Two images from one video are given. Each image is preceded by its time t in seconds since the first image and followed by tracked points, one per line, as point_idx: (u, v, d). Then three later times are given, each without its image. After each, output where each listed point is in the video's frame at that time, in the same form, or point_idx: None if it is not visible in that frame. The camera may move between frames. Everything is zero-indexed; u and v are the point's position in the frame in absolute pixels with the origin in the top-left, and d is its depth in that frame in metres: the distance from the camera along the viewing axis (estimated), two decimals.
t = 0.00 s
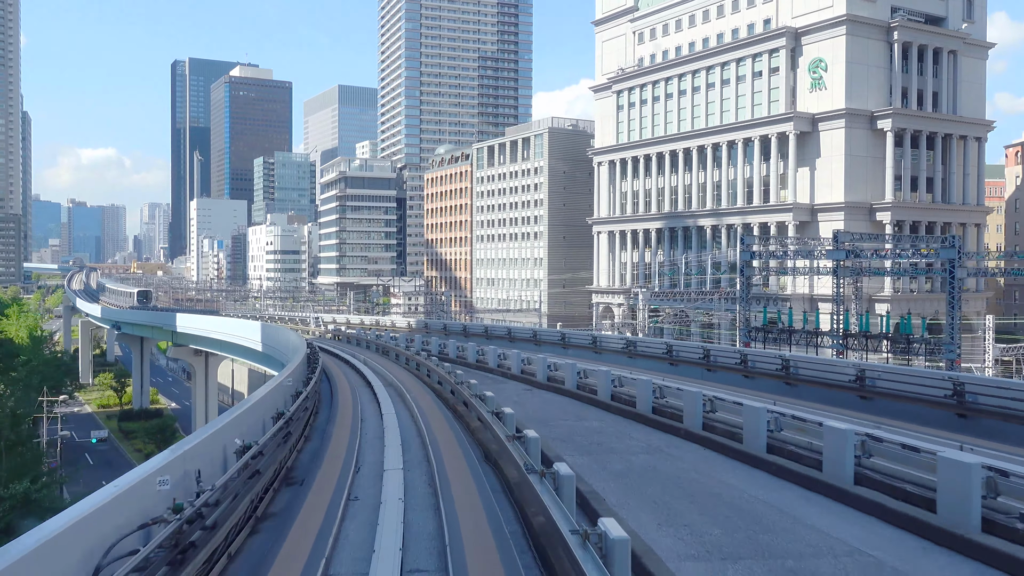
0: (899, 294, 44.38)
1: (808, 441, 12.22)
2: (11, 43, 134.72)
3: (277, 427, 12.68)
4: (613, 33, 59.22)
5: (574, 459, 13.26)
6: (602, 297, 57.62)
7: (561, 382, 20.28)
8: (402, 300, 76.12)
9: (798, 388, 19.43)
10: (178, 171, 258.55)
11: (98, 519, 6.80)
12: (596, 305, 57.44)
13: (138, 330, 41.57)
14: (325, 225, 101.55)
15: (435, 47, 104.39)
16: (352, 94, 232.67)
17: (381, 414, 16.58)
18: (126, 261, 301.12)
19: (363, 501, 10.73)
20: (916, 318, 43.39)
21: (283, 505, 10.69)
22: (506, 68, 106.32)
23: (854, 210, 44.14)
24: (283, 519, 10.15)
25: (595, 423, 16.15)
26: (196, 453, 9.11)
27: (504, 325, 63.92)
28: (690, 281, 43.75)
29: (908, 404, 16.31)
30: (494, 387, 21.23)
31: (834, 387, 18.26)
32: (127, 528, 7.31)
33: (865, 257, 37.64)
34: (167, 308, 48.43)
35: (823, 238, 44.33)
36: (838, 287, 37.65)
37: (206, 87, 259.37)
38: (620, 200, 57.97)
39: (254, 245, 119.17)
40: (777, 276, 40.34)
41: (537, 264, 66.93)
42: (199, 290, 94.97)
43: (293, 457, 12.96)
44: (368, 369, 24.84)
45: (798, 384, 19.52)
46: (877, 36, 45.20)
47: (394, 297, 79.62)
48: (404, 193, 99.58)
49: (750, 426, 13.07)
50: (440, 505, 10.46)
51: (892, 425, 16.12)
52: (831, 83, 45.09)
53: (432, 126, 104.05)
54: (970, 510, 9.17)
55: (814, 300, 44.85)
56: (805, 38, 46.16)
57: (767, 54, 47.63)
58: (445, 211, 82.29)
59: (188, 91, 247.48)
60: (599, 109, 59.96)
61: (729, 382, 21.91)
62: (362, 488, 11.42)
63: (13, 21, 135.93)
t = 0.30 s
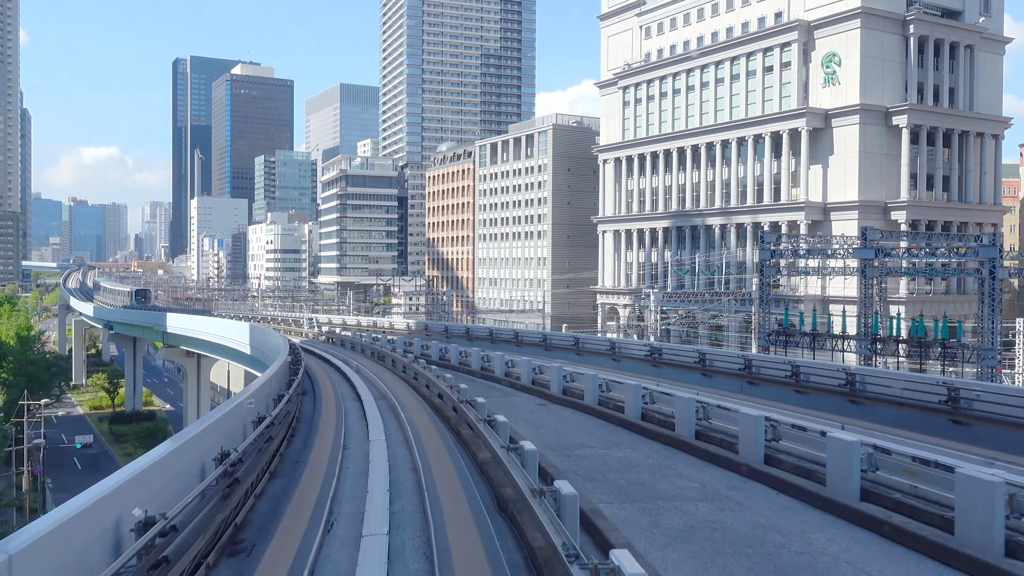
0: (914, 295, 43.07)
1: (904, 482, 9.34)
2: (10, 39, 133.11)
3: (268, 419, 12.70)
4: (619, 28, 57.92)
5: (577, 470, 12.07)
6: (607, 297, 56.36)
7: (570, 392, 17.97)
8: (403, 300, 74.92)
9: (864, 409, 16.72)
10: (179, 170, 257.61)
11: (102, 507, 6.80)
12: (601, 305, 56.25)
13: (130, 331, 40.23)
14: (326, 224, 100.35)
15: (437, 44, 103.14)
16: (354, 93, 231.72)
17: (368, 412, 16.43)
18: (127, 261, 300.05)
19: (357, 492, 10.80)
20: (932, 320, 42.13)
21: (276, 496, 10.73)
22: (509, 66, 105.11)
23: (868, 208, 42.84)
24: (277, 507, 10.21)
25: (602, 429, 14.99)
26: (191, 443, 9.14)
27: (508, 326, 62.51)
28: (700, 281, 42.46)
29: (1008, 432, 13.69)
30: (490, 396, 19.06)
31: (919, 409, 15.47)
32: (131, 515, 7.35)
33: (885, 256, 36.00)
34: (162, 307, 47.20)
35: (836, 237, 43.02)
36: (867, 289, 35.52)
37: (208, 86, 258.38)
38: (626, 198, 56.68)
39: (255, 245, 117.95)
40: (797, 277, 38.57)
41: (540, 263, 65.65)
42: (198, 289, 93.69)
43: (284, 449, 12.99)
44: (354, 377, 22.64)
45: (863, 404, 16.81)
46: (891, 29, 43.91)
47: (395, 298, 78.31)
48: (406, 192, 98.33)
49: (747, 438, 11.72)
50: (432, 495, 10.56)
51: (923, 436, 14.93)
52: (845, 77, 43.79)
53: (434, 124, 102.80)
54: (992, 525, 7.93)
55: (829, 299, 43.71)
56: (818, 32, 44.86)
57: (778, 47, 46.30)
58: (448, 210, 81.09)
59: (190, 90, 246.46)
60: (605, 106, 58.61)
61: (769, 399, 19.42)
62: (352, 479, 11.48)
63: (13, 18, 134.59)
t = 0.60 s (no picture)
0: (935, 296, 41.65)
1: None
2: (13, 36, 131.84)
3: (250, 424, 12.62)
4: (627, 21, 56.57)
5: (594, 495, 11.04)
6: (616, 297, 55.12)
7: (597, 407, 16.16)
8: (407, 299, 73.81)
9: (825, 405, 16.41)
10: (183, 168, 256.63)
11: (82, 515, 6.73)
12: (609, 304, 55.07)
13: (128, 329, 39.03)
14: (329, 222, 99.06)
15: (442, 40, 101.82)
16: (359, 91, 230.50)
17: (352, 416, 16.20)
18: (132, 259, 299.89)
19: (339, 501, 10.77)
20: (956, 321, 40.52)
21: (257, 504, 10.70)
22: (514, 61, 103.68)
23: (886, 205, 41.46)
24: (257, 518, 10.17)
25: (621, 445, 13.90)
26: (173, 449, 9.08)
27: (515, 325, 61.19)
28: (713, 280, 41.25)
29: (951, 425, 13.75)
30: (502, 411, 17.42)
31: (855, 403, 15.66)
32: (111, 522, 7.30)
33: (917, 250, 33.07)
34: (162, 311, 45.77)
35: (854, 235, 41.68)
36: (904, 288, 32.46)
37: (212, 82, 256.68)
38: (634, 194, 55.44)
39: (258, 243, 116.92)
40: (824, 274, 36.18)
41: (547, 262, 64.41)
42: (200, 288, 92.70)
43: (264, 454, 12.92)
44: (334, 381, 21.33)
45: (824, 400, 16.52)
46: (912, 20, 42.50)
47: (399, 296, 77.07)
48: (411, 189, 97.09)
49: (749, 443, 11.38)
50: (420, 505, 10.58)
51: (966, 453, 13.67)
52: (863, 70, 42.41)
53: (439, 121, 101.53)
54: None
55: (847, 299, 42.49)
56: (835, 23, 43.48)
57: (794, 40, 44.93)
58: (452, 207, 79.82)
59: (194, 87, 245.71)
60: (614, 101, 57.27)
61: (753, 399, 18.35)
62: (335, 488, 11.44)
63: (15, 15, 133.38)
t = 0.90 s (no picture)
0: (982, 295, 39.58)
1: None
2: (38, 35, 132.39)
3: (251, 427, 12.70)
4: (654, 12, 54.98)
5: (629, 526, 10.14)
6: (642, 296, 53.66)
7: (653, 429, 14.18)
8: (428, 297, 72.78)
9: (860, 415, 15.77)
10: (207, 165, 257.69)
11: (71, 525, 6.81)
12: (636, 303, 53.59)
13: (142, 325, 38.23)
14: (351, 219, 98.30)
15: (464, 35, 100.64)
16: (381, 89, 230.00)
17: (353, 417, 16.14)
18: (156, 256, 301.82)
19: (339, 507, 10.82)
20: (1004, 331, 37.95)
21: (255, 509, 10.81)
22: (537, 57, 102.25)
23: (928, 200, 39.56)
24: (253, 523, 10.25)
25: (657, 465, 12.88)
26: (166, 455, 9.19)
27: (539, 325, 59.88)
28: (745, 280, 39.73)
29: (993, 436, 13.14)
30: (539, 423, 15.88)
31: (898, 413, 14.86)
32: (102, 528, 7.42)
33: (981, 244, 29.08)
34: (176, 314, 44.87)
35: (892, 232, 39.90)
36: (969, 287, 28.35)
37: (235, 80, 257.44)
38: (661, 191, 53.94)
39: (280, 240, 116.52)
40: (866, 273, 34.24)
41: (572, 260, 63.04)
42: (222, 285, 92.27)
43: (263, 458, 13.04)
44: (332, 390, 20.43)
45: (858, 410, 15.89)
46: (955, 7, 40.57)
47: (420, 294, 76.02)
48: (433, 186, 96.02)
49: (769, 456, 11.08)
50: (417, 513, 10.53)
51: None
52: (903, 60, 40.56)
53: (461, 117, 100.43)
54: None
55: (885, 299, 40.74)
56: (873, 11, 41.65)
57: (829, 29, 43.18)
58: (474, 204, 78.62)
59: (217, 85, 246.60)
60: (641, 94, 55.72)
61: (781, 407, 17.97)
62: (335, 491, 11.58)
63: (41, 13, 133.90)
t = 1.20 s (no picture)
0: None
1: None
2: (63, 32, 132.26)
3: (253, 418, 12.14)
4: (683, 2, 53.33)
5: (643, 535, 9.13)
6: (670, 293, 52.21)
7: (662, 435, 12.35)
8: (450, 294, 71.75)
9: (784, 400, 17.00)
10: (229, 163, 258.27)
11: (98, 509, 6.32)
12: (664, 302, 52.15)
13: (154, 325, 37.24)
14: (373, 216, 97.33)
15: (487, 30, 99.28)
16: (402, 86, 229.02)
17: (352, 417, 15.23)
18: (179, 253, 303.56)
19: (341, 487, 10.33)
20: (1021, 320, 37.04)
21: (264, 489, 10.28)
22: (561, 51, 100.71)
23: (970, 195, 37.67)
24: (267, 499, 9.74)
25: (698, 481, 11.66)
26: (178, 441, 8.68)
27: (564, 324, 58.59)
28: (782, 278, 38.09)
29: None
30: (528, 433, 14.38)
31: (946, 424, 13.29)
32: (121, 517, 6.91)
33: None
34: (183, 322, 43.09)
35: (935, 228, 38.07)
36: None
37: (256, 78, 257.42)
38: (689, 185, 52.38)
39: (302, 236, 115.93)
40: (909, 273, 32.32)
41: (596, 257, 61.67)
42: (243, 284, 91.68)
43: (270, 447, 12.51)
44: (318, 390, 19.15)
45: (783, 395, 17.11)
46: None
47: (442, 291, 74.96)
48: (455, 183, 94.77)
49: (799, 470, 9.43)
50: (416, 487, 9.88)
51: None
52: (946, 49, 38.60)
53: (483, 113, 99.21)
54: None
55: (925, 299, 38.95)
56: None
57: (867, 17, 41.22)
58: (497, 200, 77.23)
59: (238, 82, 246.89)
60: (669, 87, 54.02)
61: (794, 413, 16.74)
62: (341, 480, 10.71)
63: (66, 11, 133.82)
